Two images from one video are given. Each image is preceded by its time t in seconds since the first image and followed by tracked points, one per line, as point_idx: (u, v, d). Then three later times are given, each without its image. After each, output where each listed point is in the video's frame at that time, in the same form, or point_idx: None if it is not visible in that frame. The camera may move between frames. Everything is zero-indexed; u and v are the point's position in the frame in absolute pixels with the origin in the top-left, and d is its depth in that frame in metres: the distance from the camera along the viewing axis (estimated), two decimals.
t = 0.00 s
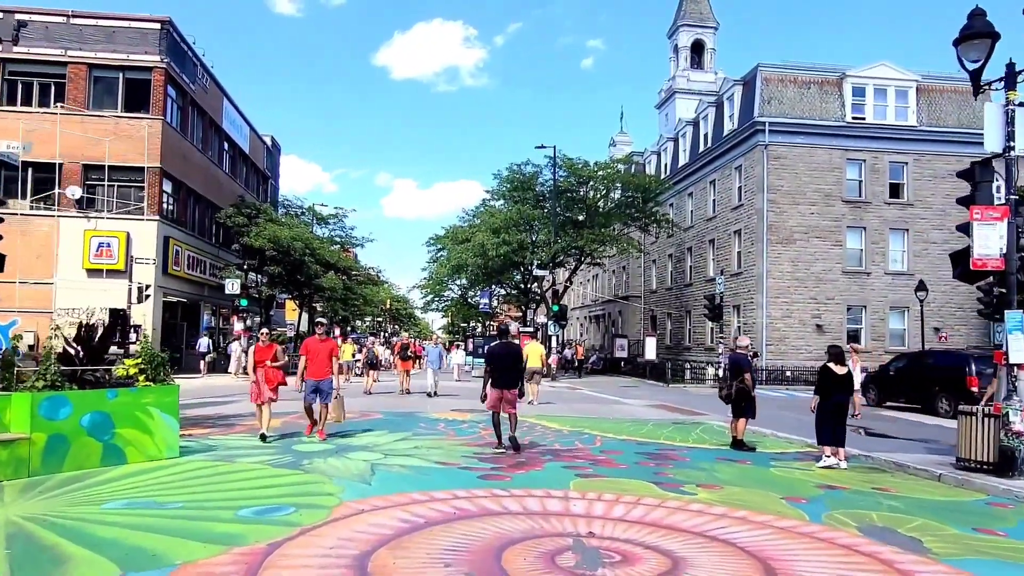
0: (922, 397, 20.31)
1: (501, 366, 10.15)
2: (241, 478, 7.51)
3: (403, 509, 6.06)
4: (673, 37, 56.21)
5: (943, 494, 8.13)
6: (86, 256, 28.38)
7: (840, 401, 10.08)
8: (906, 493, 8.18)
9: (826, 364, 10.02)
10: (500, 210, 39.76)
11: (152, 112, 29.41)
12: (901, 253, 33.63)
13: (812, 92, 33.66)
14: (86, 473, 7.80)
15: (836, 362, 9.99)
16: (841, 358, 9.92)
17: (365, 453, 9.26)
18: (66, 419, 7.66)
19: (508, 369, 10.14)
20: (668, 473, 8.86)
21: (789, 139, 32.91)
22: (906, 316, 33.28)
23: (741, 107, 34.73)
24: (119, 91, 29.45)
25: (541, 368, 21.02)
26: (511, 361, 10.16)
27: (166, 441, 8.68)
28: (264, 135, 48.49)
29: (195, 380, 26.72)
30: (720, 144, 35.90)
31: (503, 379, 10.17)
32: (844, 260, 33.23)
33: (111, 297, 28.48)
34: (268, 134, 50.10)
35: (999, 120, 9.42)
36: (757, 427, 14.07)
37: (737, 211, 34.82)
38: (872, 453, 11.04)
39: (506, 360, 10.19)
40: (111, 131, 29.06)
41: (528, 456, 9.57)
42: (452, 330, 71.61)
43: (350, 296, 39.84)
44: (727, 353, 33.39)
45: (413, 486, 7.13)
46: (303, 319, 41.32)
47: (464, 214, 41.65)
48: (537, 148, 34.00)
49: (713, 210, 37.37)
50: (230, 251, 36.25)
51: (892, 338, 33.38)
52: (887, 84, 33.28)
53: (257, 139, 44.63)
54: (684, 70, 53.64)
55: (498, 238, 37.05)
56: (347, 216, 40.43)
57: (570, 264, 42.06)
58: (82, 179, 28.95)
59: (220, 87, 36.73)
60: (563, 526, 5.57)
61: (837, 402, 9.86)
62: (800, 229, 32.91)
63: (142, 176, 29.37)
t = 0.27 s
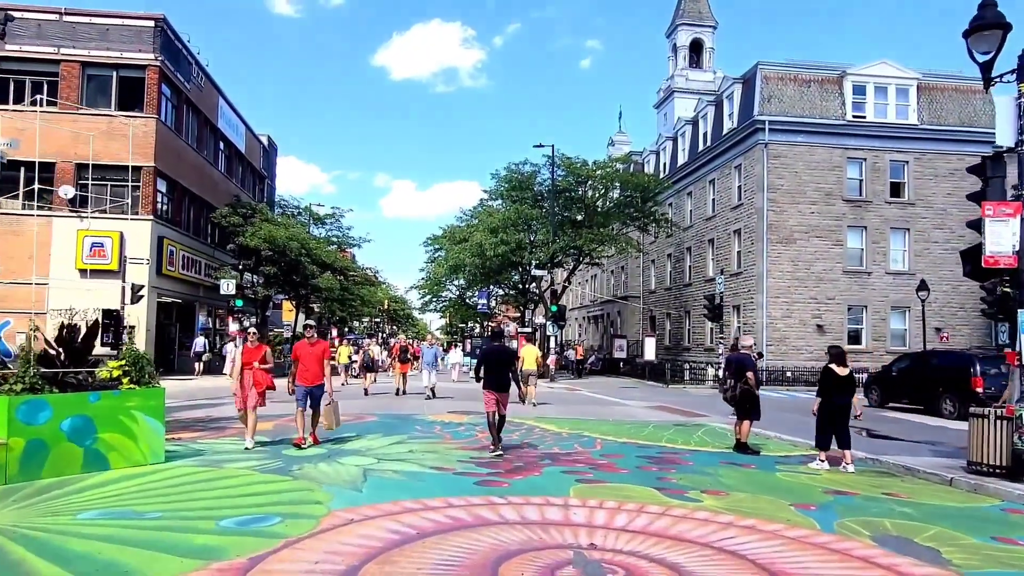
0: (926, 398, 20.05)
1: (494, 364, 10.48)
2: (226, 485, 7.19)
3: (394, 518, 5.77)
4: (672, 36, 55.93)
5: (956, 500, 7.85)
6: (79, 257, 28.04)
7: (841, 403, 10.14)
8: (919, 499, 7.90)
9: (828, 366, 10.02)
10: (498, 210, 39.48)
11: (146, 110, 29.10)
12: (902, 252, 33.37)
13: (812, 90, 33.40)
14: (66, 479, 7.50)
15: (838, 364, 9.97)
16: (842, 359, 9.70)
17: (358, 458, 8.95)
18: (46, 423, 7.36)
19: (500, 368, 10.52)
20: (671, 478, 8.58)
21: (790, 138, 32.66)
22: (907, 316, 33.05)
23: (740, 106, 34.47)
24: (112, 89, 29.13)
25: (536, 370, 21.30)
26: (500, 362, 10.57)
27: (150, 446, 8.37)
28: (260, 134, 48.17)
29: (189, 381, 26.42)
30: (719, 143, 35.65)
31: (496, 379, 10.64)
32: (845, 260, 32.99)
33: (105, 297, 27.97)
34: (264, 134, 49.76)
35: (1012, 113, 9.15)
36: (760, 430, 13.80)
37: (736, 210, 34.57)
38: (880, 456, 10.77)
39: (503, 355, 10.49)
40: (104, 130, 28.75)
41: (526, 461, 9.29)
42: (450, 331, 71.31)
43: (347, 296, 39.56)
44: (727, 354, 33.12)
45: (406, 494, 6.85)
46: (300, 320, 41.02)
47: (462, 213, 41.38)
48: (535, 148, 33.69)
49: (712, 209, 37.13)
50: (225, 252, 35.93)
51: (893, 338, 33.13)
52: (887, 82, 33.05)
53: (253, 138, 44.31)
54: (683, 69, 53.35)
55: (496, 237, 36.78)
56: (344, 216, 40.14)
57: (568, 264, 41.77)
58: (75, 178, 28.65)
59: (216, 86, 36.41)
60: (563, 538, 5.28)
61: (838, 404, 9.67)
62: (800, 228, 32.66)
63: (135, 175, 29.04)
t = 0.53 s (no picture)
0: (930, 397, 19.81)
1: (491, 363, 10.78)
2: (215, 489, 6.88)
3: (390, 525, 5.49)
4: (671, 34, 55.64)
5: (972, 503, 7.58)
6: (72, 256, 27.75)
7: (842, 404, 10.05)
8: (934, 502, 7.63)
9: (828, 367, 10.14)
10: (497, 209, 39.20)
11: (140, 108, 28.76)
12: (903, 251, 33.12)
13: (813, 87, 33.13)
14: (49, 483, 7.20)
15: (838, 364, 10.11)
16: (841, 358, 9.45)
17: (353, 461, 8.66)
18: (27, 425, 7.06)
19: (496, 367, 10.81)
20: (677, 481, 8.30)
21: (791, 135, 32.40)
22: (909, 314, 32.82)
23: (741, 103, 34.19)
24: (106, 87, 28.79)
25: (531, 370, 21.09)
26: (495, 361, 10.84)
27: (137, 449, 8.05)
28: (257, 133, 47.83)
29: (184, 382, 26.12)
30: (719, 141, 35.37)
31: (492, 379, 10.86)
32: (846, 258, 32.74)
33: (99, 298, 27.90)
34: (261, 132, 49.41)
35: None
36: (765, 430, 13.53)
37: (737, 208, 34.30)
38: (889, 458, 10.50)
39: (499, 351, 10.94)
40: (98, 128, 28.41)
41: (527, 462, 9.01)
42: (449, 331, 70.99)
43: (344, 296, 39.26)
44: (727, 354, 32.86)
45: (403, 499, 6.57)
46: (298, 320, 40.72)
47: (461, 212, 41.10)
48: (534, 146, 33.36)
49: (713, 208, 36.87)
50: (221, 251, 35.60)
51: (895, 337, 32.90)
52: (889, 79, 32.80)
53: (250, 137, 43.97)
54: (682, 67, 53.04)
55: (495, 236, 36.48)
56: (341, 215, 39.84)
57: (568, 263, 41.47)
58: (69, 176, 28.32)
59: (212, 84, 36.04)
60: (569, 546, 5.01)
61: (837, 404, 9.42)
62: (801, 226, 32.39)
63: (130, 173, 28.70)
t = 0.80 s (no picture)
0: (936, 400, 19.54)
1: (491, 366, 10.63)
2: (203, 500, 6.58)
3: (387, 539, 5.20)
4: (670, 35, 55.39)
5: (992, 511, 7.29)
6: (67, 257, 27.45)
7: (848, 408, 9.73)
8: (953, 511, 7.34)
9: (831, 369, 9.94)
10: (496, 209, 38.93)
11: (136, 107, 28.45)
12: (906, 251, 32.87)
13: (815, 87, 32.88)
14: (30, 493, 6.89)
15: (841, 368, 9.89)
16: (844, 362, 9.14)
17: (349, 468, 8.36)
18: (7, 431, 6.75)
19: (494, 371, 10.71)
20: (685, 488, 8.00)
21: (792, 135, 32.15)
22: (911, 315, 32.56)
23: (742, 103, 33.93)
24: (102, 86, 28.48)
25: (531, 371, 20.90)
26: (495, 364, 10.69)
27: (124, 456, 7.77)
28: (255, 134, 47.54)
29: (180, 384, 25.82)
30: (720, 141, 35.11)
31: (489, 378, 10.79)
32: (848, 259, 32.47)
33: (95, 299, 27.57)
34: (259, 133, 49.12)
35: None
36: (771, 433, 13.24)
37: (738, 209, 34.04)
38: (902, 463, 10.20)
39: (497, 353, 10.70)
40: (93, 128, 28.09)
41: (529, 469, 8.71)
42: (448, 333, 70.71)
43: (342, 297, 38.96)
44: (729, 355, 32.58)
45: (400, 509, 6.27)
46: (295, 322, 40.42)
47: (460, 213, 40.82)
48: (533, 146, 33.10)
49: (713, 208, 36.61)
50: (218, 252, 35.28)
51: (897, 338, 32.63)
52: (891, 78, 32.56)
53: (247, 137, 43.65)
54: (681, 67, 52.78)
55: (494, 237, 36.21)
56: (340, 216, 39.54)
57: (568, 264, 41.21)
58: (63, 177, 28.01)
59: (209, 83, 35.72)
60: (576, 562, 4.72)
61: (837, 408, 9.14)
62: (803, 227, 32.13)
63: (125, 173, 28.38)
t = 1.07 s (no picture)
0: (941, 402, 19.26)
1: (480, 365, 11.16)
2: (189, 507, 6.32)
3: (380, 550, 4.93)
4: (669, 35, 55.19)
5: (1010, 518, 7.03)
6: (61, 257, 27.11)
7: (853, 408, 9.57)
8: (970, 517, 7.06)
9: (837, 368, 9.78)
10: (495, 210, 38.66)
11: (131, 107, 28.16)
12: (907, 252, 32.64)
13: (816, 86, 32.64)
14: (10, 498, 6.62)
15: (846, 367, 9.74)
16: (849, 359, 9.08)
17: (342, 472, 8.09)
18: None
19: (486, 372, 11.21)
20: (689, 493, 7.73)
21: (793, 135, 31.92)
22: (913, 316, 32.31)
23: (742, 102, 33.69)
24: (96, 85, 28.19)
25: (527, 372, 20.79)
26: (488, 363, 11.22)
27: (109, 462, 7.47)
28: (253, 134, 47.27)
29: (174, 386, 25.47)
30: (720, 140, 34.86)
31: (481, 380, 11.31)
32: (850, 260, 32.22)
33: (90, 298, 27.26)
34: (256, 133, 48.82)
35: None
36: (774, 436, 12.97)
37: (738, 209, 33.79)
38: (911, 467, 9.94)
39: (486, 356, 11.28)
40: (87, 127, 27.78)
41: (528, 473, 8.46)
42: (446, 335, 70.43)
43: (339, 298, 38.69)
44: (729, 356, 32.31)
45: (395, 518, 6.01)
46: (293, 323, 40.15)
47: (458, 214, 40.55)
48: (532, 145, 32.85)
49: (713, 208, 36.37)
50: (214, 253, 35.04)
51: (899, 340, 32.38)
52: (892, 77, 32.34)
53: (245, 137, 43.38)
54: (681, 68, 52.53)
55: (492, 237, 35.94)
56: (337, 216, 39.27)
57: (567, 265, 40.92)
58: (58, 176, 27.73)
59: (205, 83, 35.46)
60: None
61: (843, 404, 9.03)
62: (804, 227, 31.88)
63: (120, 173, 28.06)
